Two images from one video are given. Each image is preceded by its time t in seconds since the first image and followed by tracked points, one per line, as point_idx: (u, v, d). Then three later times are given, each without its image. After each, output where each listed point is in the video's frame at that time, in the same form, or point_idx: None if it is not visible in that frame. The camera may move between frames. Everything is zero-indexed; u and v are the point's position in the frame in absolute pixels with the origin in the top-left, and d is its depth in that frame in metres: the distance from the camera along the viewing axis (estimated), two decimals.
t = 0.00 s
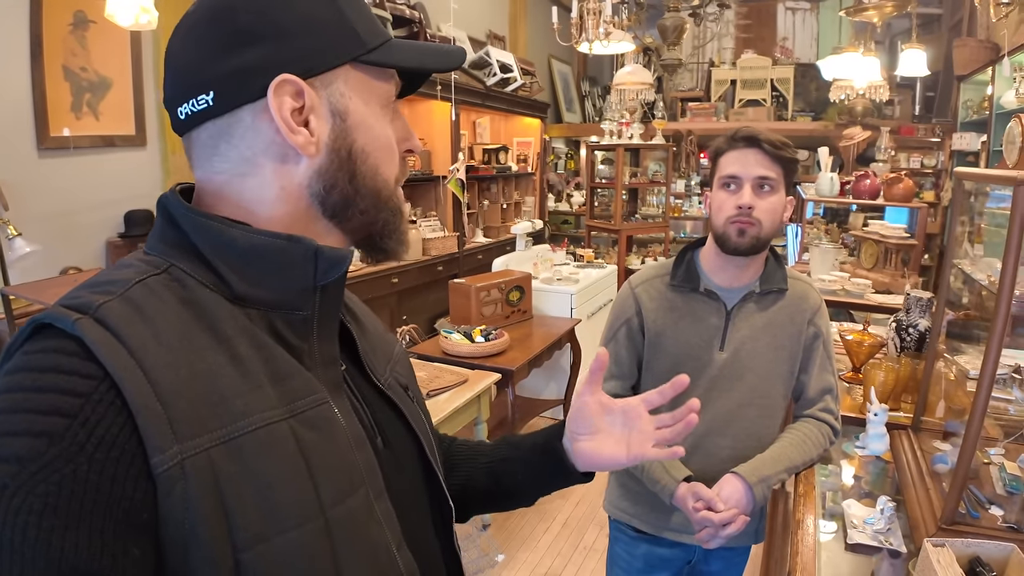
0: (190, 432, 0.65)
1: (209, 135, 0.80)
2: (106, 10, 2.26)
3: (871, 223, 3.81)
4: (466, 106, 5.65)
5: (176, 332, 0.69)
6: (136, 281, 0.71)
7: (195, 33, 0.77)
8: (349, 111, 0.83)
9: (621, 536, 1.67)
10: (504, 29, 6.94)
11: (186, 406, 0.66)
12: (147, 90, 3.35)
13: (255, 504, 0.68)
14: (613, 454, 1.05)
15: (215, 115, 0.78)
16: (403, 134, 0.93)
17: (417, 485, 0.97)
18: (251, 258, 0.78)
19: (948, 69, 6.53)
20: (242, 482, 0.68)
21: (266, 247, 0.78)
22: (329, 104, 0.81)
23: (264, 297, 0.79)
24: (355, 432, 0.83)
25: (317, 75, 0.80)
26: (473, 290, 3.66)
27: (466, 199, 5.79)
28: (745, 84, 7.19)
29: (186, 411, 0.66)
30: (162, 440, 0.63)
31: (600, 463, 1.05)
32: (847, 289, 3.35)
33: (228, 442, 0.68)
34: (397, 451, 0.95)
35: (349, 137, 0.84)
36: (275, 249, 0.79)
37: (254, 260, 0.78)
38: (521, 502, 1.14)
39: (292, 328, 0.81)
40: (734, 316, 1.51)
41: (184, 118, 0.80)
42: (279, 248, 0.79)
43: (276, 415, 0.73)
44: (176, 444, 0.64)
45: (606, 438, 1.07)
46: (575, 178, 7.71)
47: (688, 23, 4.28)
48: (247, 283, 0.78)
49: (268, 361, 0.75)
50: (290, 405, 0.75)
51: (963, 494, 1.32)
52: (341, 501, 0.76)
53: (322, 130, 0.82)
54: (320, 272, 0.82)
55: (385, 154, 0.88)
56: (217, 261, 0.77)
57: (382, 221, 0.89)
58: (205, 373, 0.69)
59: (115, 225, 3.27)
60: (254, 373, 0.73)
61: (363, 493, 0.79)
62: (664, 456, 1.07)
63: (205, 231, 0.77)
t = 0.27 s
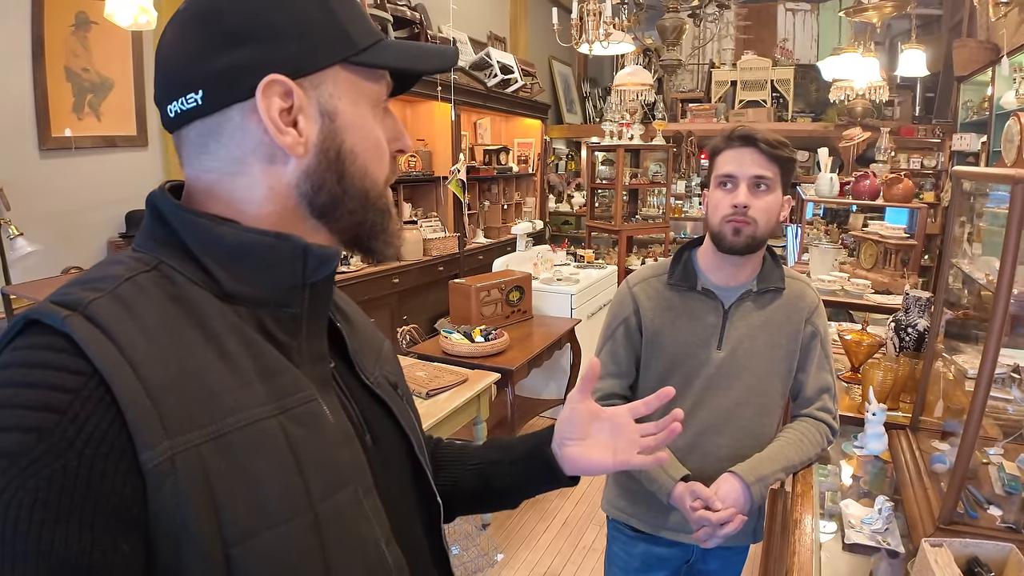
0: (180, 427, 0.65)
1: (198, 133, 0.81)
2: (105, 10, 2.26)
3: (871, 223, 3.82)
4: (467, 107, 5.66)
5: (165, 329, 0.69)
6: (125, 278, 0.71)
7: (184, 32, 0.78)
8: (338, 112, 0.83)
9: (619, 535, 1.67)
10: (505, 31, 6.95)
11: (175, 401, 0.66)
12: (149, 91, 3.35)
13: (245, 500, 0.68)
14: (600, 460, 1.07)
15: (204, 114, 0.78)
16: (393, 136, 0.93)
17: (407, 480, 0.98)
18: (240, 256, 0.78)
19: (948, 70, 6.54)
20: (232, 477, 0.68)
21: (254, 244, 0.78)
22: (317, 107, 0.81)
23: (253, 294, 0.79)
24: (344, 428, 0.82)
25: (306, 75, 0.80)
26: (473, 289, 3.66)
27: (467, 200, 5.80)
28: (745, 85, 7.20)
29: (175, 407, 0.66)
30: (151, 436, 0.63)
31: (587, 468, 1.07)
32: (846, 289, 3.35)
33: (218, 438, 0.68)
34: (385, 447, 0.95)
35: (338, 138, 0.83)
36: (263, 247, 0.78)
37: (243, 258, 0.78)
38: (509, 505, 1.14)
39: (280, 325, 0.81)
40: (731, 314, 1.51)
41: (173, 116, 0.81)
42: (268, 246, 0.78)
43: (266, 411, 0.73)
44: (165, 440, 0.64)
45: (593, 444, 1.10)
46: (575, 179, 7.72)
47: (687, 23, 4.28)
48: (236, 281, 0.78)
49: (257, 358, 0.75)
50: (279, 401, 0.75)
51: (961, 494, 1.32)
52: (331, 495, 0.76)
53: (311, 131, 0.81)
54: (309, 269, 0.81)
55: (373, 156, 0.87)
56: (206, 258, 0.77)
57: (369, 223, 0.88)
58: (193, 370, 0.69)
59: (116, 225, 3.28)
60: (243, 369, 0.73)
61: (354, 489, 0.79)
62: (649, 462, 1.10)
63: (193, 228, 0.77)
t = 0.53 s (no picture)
0: (172, 432, 0.65)
1: (195, 134, 0.80)
2: (108, 11, 2.26)
3: (873, 223, 3.81)
4: (469, 108, 5.67)
5: (159, 332, 0.69)
6: (119, 280, 0.71)
7: (180, 34, 0.78)
8: (335, 111, 0.82)
9: (621, 536, 1.67)
10: (506, 32, 6.95)
11: (167, 405, 0.66)
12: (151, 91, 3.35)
13: (237, 505, 0.68)
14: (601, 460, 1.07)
15: (200, 115, 0.78)
16: (393, 133, 0.91)
17: (405, 483, 0.98)
18: (235, 258, 0.77)
19: (950, 71, 6.53)
20: (225, 482, 0.68)
21: (249, 247, 0.77)
22: (313, 108, 0.80)
23: (248, 297, 0.78)
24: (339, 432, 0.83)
25: (301, 74, 0.79)
26: (475, 290, 3.66)
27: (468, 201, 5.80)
28: (747, 86, 7.20)
29: (168, 411, 0.66)
30: (143, 441, 0.63)
31: (589, 468, 1.07)
32: (848, 290, 3.35)
33: (212, 443, 0.68)
34: (383, 451, 0.95)
35: (335, 139, 0.82)
36: (258, 249, 0.77)
37: (238, 260, 0.77)
38: (513, 504, 1.13)
39: (275, 327, 0.80)
40: (733, 314, 1.51)
41: (170, 117, 0.80)
42: (262, 248, 0.77)
43: (260, 415, 0.72)
44: (157, 445, 0.64)
45: (595, 444, 1.09)
46: (577, 180, 7.72)
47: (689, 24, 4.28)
48: (232, 283, 0.77)
49: (252, 362, 0.75)
50: (273, 406, 0.74)
51: (965, 496, 1.32)
52: (325, 500, 0.76)
53: (308, 130, 0.80)
54: (304, 273, 0.80)
55: (370, 155, 0.85)
56: (201, 260, 0.77)
57: (364, 222, 0.87)
58: (187, 374, 0.69)
59: (118, 225, 3.29)
60: (237, 374, 0.73)
61: (348, 493, 0.80)
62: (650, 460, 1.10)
63: (188, 230, 0.77)
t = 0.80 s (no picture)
0: (173, 433, 0.65)
1: (193, 141, 0.83)
2: (113, 11, 2.27)
3: (877, 225, 3.80)
4: (472, 109, 5.67)
5: (168, 332, 0.69)
6: (131, 279, 0.71)
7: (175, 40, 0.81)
8: (280, 95, 0.77)
9: (627, 537, 1.67)
10: (509, 32, 6.95)
11: (169, 406, 0.65)
12: (154, 92, 3.36)
13: (237, 509, 0.67)
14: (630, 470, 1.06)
15: (187, 124, 0.82)
16: (380, 111, 0.84)
17: (412, 492, 0.98)
18: (246, 259, 0.76)
19: (953, 72, 6.52)
20: (225, 484, 0.67)
21: (260, 248, 0.76)
22: (257, 95, 0.77)
23: (258, 299, 0.77)
24: (347, 438, 0.82)
25: (243, 65, 0.77)
26: (478, 291, 3.66)
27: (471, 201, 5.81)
28: (750, 87, 7.21)
29: (169, 412, 0.65)
30: (143, 440, 0.62)
31: (617, 479, 1.06)
32: (852, 291, 3.35)
33: (213, 446, 0.67)
34: (391, 458, 0.94)
35: (286, 124, 0.77)
36: (269, 251, 0.76)
37: (248, 260, 0.76)
38: (535, 513, 1.13)
39: (286, 332, 0.79)
40: (739, 316, 1.51)
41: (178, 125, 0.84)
42: (272, 250, 0.76)
43: (264, 419, 0.71)
44: (157, 445, 0.63)
45: (624, 456, 1.08)
46: (580, 181, 7.73)
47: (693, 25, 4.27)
48: (242, 285, 0.76)
49: (260, 364, 0.74)
50: (279, 410, 0.73)
51: (971, 498, 1.32)
52: (328, 507, 0.75)
53: (253, 122, 0.78)
54: (315, 278, 0.78)
55: (340, 139, 0.79)
56: (215, 263, 0.76)
57: (347, 210, 0.80)
58: (191, 375, 0.68)
59: (121, 225, 3.29)
60: (243, 377, 0.72)
61: (352, 501, 0.79)
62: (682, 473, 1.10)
63: (202, 230, 0.76)
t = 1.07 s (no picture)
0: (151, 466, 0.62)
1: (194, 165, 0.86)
2: (113, 18, 2.25)
3: (883, 229, 3.77)
4: (474, 110, 5.65)
5: (158, 362, 0.68)
6: (126, 305, 0.70)
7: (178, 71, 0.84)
8: (259, 115, 0.77)
9: (632, 550, 1.65)
10: (511, 32, 6.92)
11: (150, 437, 0.63)
12: (154, 95, 3.34)
13: (214, 548, 0.64)
14: (691, 494, 0.97)
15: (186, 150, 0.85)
16: (366, 124, 0.81)
17: (414, 534, 0.92)
18: (241, 287, 0.75)
19: (959, 73, 6.48)
20: (204, 521, 0.64)
21: (257, 278, 0.74)
22: (238, 117, 0.78)
23: (254, 327, 0.76)
24: (343, 478, 0.78)
25: (226, 89, 0.78)
26: (481, 296, 3.65)
27: (473, 203, 5.79)
28: (754, 87, 7.17)
29: (150, 442, 0.63)
30: (119, 473, 0.60)
31: (674, 504, 0.97)
32: (858, 297, 3.32)
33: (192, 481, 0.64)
34: (390, 500, 0.90)
35: (265, 145, 0.77)
36: (266, 281, 0.75)
37: (243, 287, 0.75)
38: (590, 548, 1.07)
39: (285, 364, 0.77)
40: (747, 328, 1.48)
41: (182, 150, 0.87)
42: (270, 279, 0.75)
43: (250, 455, 0.69)
44: (134, 477, 0.61)
45: (683, 476, 1.00)
46: (582, 181, 7.70)
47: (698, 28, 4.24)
48: (238, 313, 0.76)
49: (251, 401, 0.72)
50: (267, 447, 0.71)
51: (980, 514, 1.30)
52: (311, 551, 0.70)
53: (235, 146, 0.79)
54: (313, 307, 0.76)
55: (319, 155, 0.77)
56: (212, 290, 0.76)
57: (335, 229, 0.77)
58: (176, 406, 0.66)
59: (121, 228, 3.28)
60: (232, 410, 0.70)
61: (342, 547, 0.74)
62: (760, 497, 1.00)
63: (199, 256, 0.76)
